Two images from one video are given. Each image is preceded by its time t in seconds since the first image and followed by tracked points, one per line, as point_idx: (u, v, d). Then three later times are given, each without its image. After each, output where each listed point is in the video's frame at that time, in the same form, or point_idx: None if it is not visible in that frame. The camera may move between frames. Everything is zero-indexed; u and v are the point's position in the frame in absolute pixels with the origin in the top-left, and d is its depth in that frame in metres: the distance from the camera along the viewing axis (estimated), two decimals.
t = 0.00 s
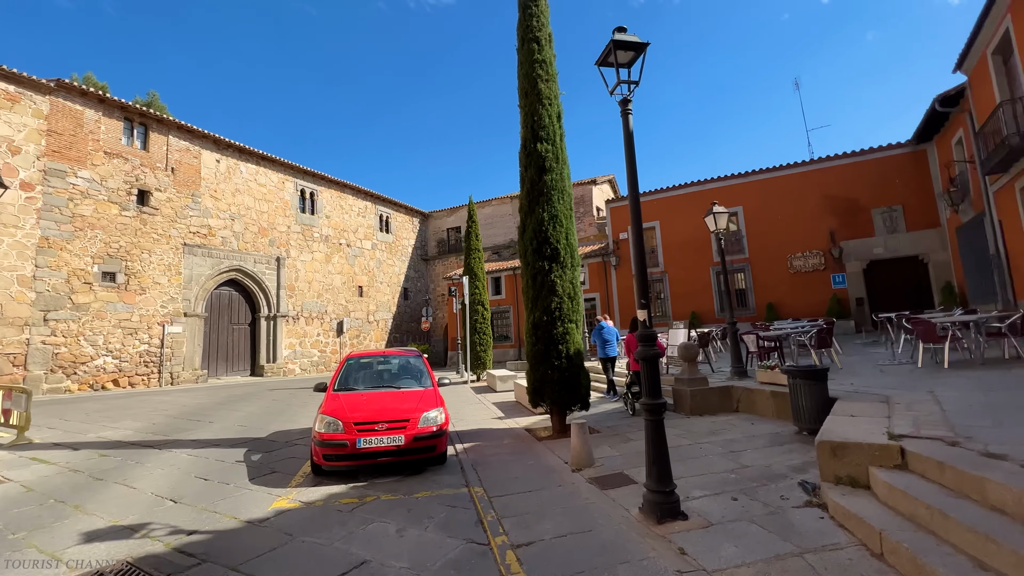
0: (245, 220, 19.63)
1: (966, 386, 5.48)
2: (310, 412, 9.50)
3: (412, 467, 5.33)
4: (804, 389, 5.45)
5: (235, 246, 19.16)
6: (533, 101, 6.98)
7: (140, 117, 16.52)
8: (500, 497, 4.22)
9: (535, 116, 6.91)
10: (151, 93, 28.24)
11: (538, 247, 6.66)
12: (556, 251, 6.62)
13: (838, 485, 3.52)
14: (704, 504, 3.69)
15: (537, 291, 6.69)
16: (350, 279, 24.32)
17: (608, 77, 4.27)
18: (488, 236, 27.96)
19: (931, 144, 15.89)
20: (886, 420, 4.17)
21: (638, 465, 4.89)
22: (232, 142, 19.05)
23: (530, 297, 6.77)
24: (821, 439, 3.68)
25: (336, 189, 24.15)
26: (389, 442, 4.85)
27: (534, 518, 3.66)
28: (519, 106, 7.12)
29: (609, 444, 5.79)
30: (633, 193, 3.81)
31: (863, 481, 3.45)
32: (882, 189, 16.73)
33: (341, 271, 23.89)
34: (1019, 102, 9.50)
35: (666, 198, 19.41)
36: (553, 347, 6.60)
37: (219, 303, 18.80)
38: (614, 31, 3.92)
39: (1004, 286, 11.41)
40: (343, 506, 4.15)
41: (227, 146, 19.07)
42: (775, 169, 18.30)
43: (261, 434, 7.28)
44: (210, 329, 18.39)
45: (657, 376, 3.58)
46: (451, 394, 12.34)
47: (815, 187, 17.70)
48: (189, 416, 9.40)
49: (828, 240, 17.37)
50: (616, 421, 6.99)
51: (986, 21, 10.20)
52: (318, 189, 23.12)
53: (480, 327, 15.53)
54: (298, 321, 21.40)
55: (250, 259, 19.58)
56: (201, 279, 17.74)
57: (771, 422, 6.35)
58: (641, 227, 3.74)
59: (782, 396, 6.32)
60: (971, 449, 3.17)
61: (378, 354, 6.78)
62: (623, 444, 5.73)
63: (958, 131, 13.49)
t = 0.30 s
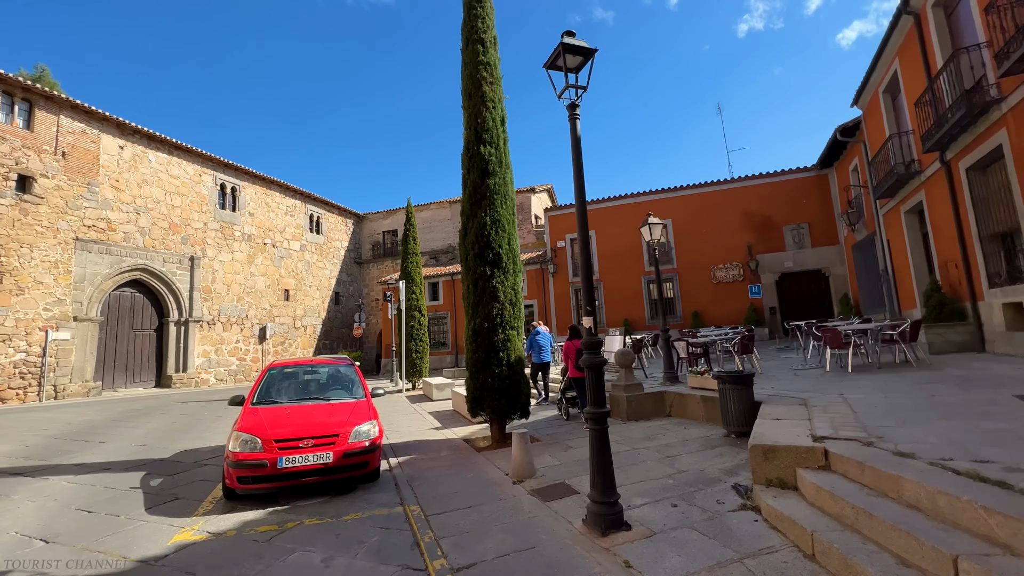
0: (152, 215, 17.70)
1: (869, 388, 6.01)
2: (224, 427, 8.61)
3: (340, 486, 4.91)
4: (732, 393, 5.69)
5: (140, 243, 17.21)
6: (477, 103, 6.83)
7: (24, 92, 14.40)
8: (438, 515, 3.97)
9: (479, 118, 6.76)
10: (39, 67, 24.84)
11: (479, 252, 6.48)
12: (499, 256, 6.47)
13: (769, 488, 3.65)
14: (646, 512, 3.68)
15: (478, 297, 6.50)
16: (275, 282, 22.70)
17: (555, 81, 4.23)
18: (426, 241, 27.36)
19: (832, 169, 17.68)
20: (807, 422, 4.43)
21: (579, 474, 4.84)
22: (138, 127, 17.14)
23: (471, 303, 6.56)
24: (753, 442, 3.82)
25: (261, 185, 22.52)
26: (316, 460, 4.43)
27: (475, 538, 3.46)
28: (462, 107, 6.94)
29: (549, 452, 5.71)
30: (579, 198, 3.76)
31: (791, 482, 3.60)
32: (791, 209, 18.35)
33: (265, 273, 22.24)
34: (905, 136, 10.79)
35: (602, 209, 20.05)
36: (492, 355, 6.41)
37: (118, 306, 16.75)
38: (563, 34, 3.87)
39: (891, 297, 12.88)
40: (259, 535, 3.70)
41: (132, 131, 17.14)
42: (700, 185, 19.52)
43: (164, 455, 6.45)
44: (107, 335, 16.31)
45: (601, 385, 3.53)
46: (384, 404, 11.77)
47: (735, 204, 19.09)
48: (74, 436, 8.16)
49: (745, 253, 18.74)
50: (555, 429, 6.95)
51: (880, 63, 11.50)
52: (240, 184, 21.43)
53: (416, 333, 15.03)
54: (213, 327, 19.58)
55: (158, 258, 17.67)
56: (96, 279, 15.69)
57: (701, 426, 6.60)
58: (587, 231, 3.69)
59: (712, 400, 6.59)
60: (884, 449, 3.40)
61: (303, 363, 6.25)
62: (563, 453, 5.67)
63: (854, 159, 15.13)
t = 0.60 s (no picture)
0: (45, 205, 15.59)
1: (797, 392, 6.32)
2: (123, 447, 7.57)
3: (258, 511, 4.38)
4: (673, 399, 5.76)
5: (29, 237, 15.06)
6: (422, 99, 6.54)
7: None
8: (371, 539, 3.61)
9: (424, 115, 6.47)
10: None
11: (422, 254, 6.14)
12: (442, 258, 6.17)
13: (713, 494, 3.65)
14: (593, 525, 3.55)
15: (420, 302, 6.14)
16: (194, 284, 20.77)
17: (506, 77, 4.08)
18: (365, 244, 26.30)
19: (756, 187, 19.00)
20: (746, 426, 4.53)
21: (523, 486, 4.65)
22: (31, 105, 15.06)
23: (411, 308, 6.19)
24: (698, 448, 3.82)
25: (181, 178, 20.61)
26: (229, 483, 3.91)
27: (413, 563, 3.16)
28: (406, 103, 6.62)
29: (492, 464, 5.48)
30: (529, 196, 3.60)
31: (733, 487, 3.62)
32: (720, 223, 19.50)
33: (182, 274, 20.29)
34: (821, 159, 11.74)
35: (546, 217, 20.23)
36: (433, 363, 6.06)
37: None
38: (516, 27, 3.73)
39: (807, 307, 13.92)
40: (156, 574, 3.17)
41: (22, 110, 15.03)
42: (638, 198, 20.27)
43: (43, 482, 5.52)
44: None
45: (550, 393, 3.37)
46: (314, 416, 10.96)
47: (670, 217, 19.99)
48: None
49: (679, 264, 19.63)
50: (498, 439, 6.72)
51: (799, 91, 12.50)
52: (156, 176, 19.47)
53: (352, 340, 14.24)
54: (118, 333, 17.50)
55: (51, 255, 15.54)
56: None
57: (642, 431, 6.64)
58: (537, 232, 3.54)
59: (653, 406, 6.67)
60: (819, 451, 3.51)
61: (221, 372, 5.60)
62: (507, 464, 5.46)
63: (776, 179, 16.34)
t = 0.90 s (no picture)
0: None
1: (740, 401, 6.51)
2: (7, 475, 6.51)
3: (169, 546, 3.83)
4: (625, 410, 5.74)
5: None
6: (371, 96, 6.19)
7: None
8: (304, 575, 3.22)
9: (374, 112, 6.12)
10: None
11: (368, 258, 5.75)
12: (390, 263, 5.81)
13: (670, 508, 3.58)
14: (549, 547, 3.37)
15: (364, 309, 5.73)
16: (107, 287, 18.75)
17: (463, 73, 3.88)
18: (307, 248, 25.00)
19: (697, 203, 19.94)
20: (697, 437, 4.54)
21: (474, 505, 4.39)
22: None
23: (356, 316, 5.76)
24: (654, 462, 3.75)
25: (96, 170, 18.64)
26: (133, 517, 3.37)
27: None
28: (354, 98, 6.24)
29: (441, 482, 5.17)
30: (486, 199, 3.41)
31: (689, 501, 3.57)
32: (664, 236, 20.26)
33: (94, 276, 18.26)
34: (757, 178, 12.45)
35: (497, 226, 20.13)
36: (378, 375, 5.65)
37: None
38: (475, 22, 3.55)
39: (744, 318, 14.65)
40: None
41: None
42: (587, 210, 20.68)
43: None
44: None
45: (506, 408, 3.17)
46: (243, 432, 10.08)
47: (617, 229, 20.53)
48: None
49: (625, 275, 20.15)
50: (447, 454, 6.41)
51: (738, 114, 13.23)
52: (66, 167, 17.48)
53: (290, 350, 13.34)
54: (10, 342, 15.38)
55: None
56: None
57: (594, 442, 6.58)
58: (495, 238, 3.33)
59: (604, 416, 6.63)
60: (770, 462, 3.54)
61: (130, 388, 4.92)
62: (456, 481, 5.18)
63: (715, 196, 17.20)
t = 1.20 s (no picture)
0: None
1: (696, 411, 6.61)
2: None
3: None
4: (586, 421, 5.66)
5: None
6: (327, 91, 5.85)
7: None
8: None
9: (329, 108, 5.78)
10: None
11: (320, 262, 5.36)
12: (344, 268, 5.45)
13: (636, 522, 3.50)
14: (515, 569, 3.18)
15: (314, 316, 5.32)
16: (14, 290, 16.78)
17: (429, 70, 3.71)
18: (250, 251, 23.61)
19: (649, 218, 20.60)
20: (660, 447, 4.52)
21: (431, 526, 4.13)
22: None
23: (304, 323, 5.33)
24: (620, 475, 3.66)
25: (6, 159, 16.74)
26: (29, 558, 2.87)
27: None
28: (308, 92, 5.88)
29: (395, 501, 4.86)
30: (453, 200, 3.23)
31: (656, 514, 3.51)
32: (618, 249, 20.74)
33: None
34: (706, 195, 12.98)
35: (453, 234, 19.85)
36: (327, 388, 5.23)
37: None
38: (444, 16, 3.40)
39: (693, 329, 15.16)
40: None
41: None
42: (544, 221, 20.85)
43: None
44: None
45: (471, 422, 2.98)
46: (172, 450, 9.18)
47: (573, 241, 20.81)
48: None
49: (581, 286, 20.41)
50: (401, 471, 6.08)
51: (690, 133, 13.80)
52: None
53: (228, 360, 12.40)
54: None
55: None
56: None
57: (554, 454, 6.46)
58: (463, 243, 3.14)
59: (564, 428, 6.52)
60: (734, 473, 3.54)
61: (33, 405, 4.28)
62: (412, 499, 4.89)
63: (667, 211, 17.83)
